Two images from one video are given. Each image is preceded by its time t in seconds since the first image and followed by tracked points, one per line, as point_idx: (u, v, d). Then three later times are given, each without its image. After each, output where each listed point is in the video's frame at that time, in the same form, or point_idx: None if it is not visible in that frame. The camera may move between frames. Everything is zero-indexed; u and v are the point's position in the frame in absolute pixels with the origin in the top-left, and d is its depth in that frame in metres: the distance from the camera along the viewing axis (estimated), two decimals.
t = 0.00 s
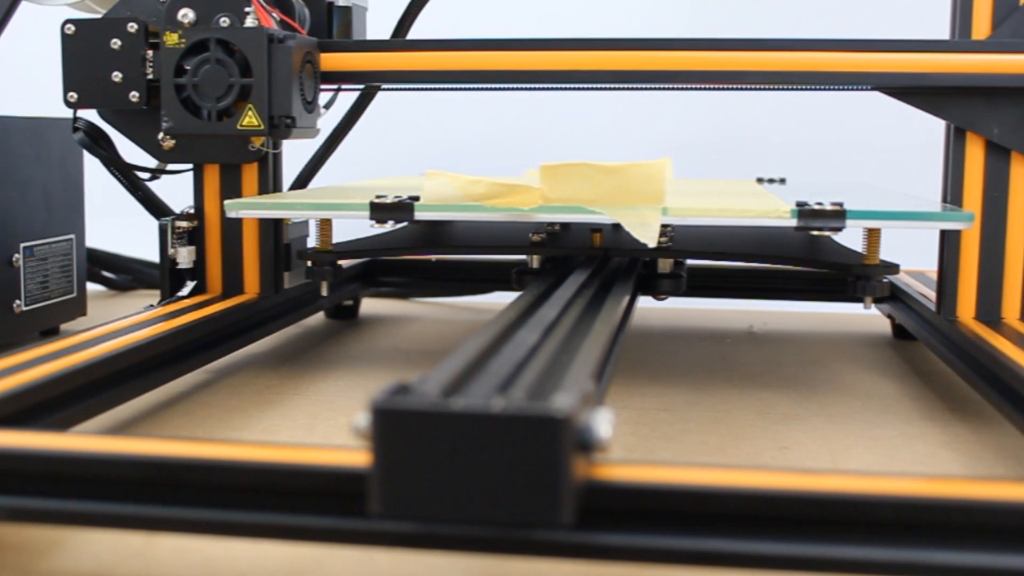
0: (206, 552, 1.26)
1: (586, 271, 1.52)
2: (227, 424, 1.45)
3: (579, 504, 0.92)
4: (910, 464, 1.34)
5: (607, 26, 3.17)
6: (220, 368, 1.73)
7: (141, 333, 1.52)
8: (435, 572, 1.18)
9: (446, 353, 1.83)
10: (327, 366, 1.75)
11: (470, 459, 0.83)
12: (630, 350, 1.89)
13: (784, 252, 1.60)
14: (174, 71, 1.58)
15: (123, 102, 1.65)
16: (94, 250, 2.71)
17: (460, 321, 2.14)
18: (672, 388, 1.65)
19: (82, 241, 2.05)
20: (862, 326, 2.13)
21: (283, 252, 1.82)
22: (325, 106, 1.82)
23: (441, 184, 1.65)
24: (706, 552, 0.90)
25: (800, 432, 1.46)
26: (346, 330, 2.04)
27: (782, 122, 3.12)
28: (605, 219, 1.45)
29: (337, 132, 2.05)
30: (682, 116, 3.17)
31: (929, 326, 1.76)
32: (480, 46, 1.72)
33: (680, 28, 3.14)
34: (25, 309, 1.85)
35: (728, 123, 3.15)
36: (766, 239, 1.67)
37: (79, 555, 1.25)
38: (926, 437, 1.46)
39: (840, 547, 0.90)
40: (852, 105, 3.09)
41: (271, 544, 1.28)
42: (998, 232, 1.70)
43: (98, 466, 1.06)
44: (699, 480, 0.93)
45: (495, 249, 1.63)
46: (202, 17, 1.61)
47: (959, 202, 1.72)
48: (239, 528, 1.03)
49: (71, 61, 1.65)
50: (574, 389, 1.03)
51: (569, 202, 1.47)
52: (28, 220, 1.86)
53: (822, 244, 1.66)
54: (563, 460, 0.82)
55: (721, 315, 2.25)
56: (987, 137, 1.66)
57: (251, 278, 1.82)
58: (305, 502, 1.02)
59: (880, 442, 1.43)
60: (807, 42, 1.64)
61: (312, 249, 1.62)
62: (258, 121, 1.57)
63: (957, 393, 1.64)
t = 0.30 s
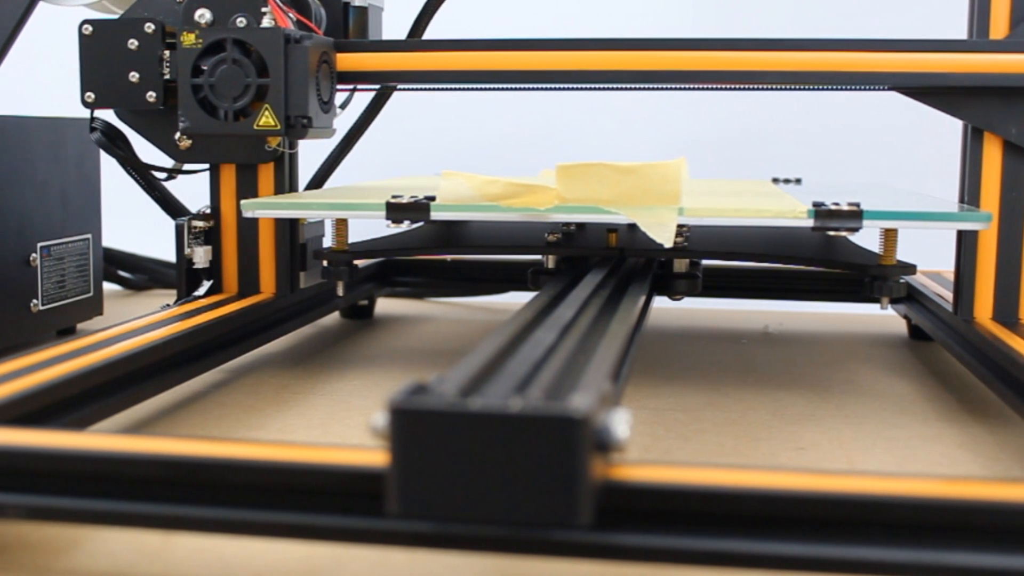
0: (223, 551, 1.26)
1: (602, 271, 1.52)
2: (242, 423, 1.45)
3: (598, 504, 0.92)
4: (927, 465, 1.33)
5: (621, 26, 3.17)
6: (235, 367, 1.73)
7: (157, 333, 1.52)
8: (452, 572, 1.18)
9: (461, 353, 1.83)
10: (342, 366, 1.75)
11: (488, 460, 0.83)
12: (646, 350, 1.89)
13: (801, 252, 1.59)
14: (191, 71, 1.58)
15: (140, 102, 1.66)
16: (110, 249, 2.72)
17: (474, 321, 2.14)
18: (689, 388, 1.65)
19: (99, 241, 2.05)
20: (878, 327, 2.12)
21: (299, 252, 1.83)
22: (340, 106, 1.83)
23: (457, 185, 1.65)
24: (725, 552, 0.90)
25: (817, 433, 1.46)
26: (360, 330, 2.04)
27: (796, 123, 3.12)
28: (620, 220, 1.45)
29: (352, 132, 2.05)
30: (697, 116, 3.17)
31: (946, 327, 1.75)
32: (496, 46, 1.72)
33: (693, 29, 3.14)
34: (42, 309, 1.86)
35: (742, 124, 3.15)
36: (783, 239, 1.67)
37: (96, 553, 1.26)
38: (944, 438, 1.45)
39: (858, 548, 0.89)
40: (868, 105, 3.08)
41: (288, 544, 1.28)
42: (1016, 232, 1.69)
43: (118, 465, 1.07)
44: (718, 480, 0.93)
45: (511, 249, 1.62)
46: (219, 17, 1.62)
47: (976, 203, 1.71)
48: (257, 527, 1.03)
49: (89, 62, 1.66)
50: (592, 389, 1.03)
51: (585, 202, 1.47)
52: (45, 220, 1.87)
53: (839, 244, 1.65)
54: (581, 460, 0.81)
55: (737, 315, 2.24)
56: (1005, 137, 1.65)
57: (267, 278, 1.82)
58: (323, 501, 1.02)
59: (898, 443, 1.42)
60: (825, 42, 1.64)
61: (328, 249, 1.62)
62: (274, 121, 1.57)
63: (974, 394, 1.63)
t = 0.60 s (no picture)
0: (233, 551, 1.27)
1: (612, 271, 1.52)
2: (251, 423, 1.45)
3: (610, 504, 0.92)
4: (939, 466, 1.33)
5: (630, 26, 3.17)
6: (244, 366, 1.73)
7: (168, 333, 1.52)
8: (462, 572, 1.18)
9: (470, 353, 1.83)
10: (351, 366, 1.75)
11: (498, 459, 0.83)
12: (657, 351, 1.89)
13: (812, 252, 1.59)
14: (201, 71, 1.59)
15: (150, 102, 1.66)
16: (121, 249, 2.73)
17: (484, 321, 2.14)
18: (700, 388, 1.65)
19: (109, 241, 2.06)
20: (889, 327, 2.12)
21: (309, 252, 1.83)
22: (351, 106, 1.83)
23: (468, 185, 1.64)
24: (738, 553, 0.90)
25: (827, 433, 1.46)
26: (370, 330, 2.04)
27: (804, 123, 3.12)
28: (631, 220, 1.45)
29: (362, 132, 2.05)
30: (706, 116, 3.17)
31: (957, 328, 1.74)
32: (506, 45, 1.72)
33: (702, 29, 3.14)
34: (52, 308, 1.86)
35: (751, 123, 3.14)
36: (794, 239, 1.67)
37: (107, 552, 1.26)
38: (955, 439, 1.44)
39: (871, 548, 0.89)
40: (879, 104, 3.08)
41: (298, 544, 1.28)
42: None
43: (129, 465, 1.07)
44: (728, 480, 0.92)
45: (521, 249, 1.62)
46: (229, 17, 1.63)
47: (988, 203, 1.71)
48: (269, 526, 1.03)
49: (100, 62, 1.66)
50: (603, 389, 1.03)
51: (595, 202, 1.47)
52: (55, 220, 1.87)
53: (848, 244, 1.65)
54: (592, 460, 0.81)
55: (747, 315, 2.24)
56: (1017, 136, 1.64)
57: (277, 278, 1.82)
58: (334, 501, 1.03)
59: (909, 444, 1.42)
60: (838, 42, 1.63)
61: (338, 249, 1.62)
62: (285, 121, 1.57)
63: (985, 395, 1.63)
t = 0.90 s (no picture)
0: (245, 550, 1.27)
1: (624, 271, 1.52)
2: (262, 423, 1.45)
3: (624, 504, 0.92)
4: (952, 467, 1.32)
5: (639, 26, 3.17)
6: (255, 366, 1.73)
7: (179, 333, 1.52)
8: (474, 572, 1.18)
9: (481, 353, 1.83)
10: (362, 366, 1.75)
11: (512, 460, 0.83)
12: (668, 351, 1.89)
13: (824, 253, 1.59)
14: (214, 71, 1.59)
15: (162, 102, 1.66)
16: (133, 248, 2.74)
17: (495, 321, 2.14)
18: (712, 389, 1.65)
19: (121, 240, 2.06)
20: (900, 328, 2.11)
21: (320, 252, 1.83)
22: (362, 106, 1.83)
23: (479, 185, 1.64)
24: (752, 554, 0.90)
25: (840, 434, 1.45)
26: (380, 329, 2.04)
27: (813, 123, 3.12)
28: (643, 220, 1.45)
29: (373, 132, 2.05)
30: (715, 116, 3.16)
31: (970, 328, 1.74)
32: (517, 46, 1.72)
33: (711, 29, 3.14)
34: (64, 308, 1.87)
35: (759, 124, 3.14)
36: (806, 240, 1.67)
37: (120, 551, 1.27)
38: (968, 440, 1.44)
39: (886, 549, 0.89)
40: (891, 105, 3.07)
41: (310, 543, 1.29)
42: None
43: (143, 464, 1.07)
44: (743, 481, 0.92)
45: (533, 249, 1.62)
46: (241, 18, 1.63)
47: (1000, 203, 1.70)
48: (282, 526, 1.03)
49: (112, 62, 1.67)
50: (616, 390, 1.03)
51: (607, 202, 1.47)
52: (68, 219, 1.88)
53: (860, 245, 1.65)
54: (605, 461, 0.82)
55: (757, 316, 2.24)
56: None
57: (288, 278, 1.82)
58: (348, 501, 1.03)
59: (921, 445, 1.41)
60: (852, 42, 1.63)
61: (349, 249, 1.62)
62: (297, 121, 1.58)
63: (998, 396, 1.62)
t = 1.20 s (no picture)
0: (259, 549, 1.27)
1: (637, 272, 1.52)
2: (274, 423, 1.46)
3: (640, 505, 0.92)
4: (966, 468, 1.32)
5: (650, 26, 3.17)
6: (267, 366, 1.74)
7: (192, 333, 1.53)
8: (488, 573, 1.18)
9: (493, 353, 1.83)
10: (375, 366, 1.75)
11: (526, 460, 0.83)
12: (681, 351, 1.89)
13: (837, 253, 1.59)
14: (227, 71, 1.59)
15: (176, 102, 1.66)
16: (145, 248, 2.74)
17: (506, 321, 2.13)
18: (726, 389, 1.65)
19: (133, 240, 2.07)
20: (913, 329, 2.10)
21: (333, 252, 1.83)
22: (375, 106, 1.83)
23: (492, 185, 1.64)
24: (768, 554, 0.89)
25: (853, 435, 1.45)
26: (392, 329, 2.05)
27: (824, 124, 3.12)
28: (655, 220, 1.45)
29: (385, 132, 2.06)
30: (726, 117, 3.16)
31: (982, 329, 1.73)
32: (530, 46, 1.72)
33: (721, 29, 3.14)
34: (77, 307, 1.87)
35: (770, 124, 3.14)
36: (819, 240, 1.67)
37: (134, 550, 1.27)
38: (982, 441, 1.44)
39: (902, 550, 0.89)
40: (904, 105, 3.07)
41: (324, 543, 1.29)
42: None
43: (159, 464, 1.07)
44: (759, 481, 0.92)
45: (545, 249, 1.62)
46: (254, 18, 1.63)
47: (1014, 204, 1.70)
48: (298, 525, 1.03)
49: (126, 62, 1.67)
50: (631, 390, 1.03)
51: (619, 202, 1.47)
52: (81, 219, 1.88)
53: (873, 245, 1.65)
54: (620, 461, 0.82)
55: (769, 316, 2.24)
56: None
57: (300, 278, 1.82)
58: (363, 501, 1.03)
59: (935, 446, 1.41)
60: (868, 43, 1.63)
61: (362, 249, 1.62)
62: (310, 121, 1.58)
63: (1011, 397, 1.62)
